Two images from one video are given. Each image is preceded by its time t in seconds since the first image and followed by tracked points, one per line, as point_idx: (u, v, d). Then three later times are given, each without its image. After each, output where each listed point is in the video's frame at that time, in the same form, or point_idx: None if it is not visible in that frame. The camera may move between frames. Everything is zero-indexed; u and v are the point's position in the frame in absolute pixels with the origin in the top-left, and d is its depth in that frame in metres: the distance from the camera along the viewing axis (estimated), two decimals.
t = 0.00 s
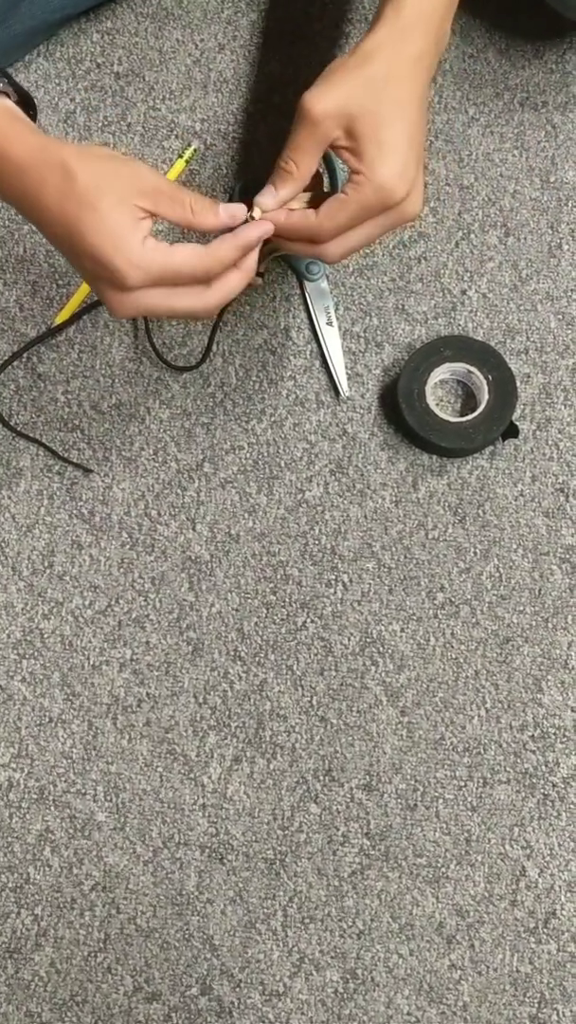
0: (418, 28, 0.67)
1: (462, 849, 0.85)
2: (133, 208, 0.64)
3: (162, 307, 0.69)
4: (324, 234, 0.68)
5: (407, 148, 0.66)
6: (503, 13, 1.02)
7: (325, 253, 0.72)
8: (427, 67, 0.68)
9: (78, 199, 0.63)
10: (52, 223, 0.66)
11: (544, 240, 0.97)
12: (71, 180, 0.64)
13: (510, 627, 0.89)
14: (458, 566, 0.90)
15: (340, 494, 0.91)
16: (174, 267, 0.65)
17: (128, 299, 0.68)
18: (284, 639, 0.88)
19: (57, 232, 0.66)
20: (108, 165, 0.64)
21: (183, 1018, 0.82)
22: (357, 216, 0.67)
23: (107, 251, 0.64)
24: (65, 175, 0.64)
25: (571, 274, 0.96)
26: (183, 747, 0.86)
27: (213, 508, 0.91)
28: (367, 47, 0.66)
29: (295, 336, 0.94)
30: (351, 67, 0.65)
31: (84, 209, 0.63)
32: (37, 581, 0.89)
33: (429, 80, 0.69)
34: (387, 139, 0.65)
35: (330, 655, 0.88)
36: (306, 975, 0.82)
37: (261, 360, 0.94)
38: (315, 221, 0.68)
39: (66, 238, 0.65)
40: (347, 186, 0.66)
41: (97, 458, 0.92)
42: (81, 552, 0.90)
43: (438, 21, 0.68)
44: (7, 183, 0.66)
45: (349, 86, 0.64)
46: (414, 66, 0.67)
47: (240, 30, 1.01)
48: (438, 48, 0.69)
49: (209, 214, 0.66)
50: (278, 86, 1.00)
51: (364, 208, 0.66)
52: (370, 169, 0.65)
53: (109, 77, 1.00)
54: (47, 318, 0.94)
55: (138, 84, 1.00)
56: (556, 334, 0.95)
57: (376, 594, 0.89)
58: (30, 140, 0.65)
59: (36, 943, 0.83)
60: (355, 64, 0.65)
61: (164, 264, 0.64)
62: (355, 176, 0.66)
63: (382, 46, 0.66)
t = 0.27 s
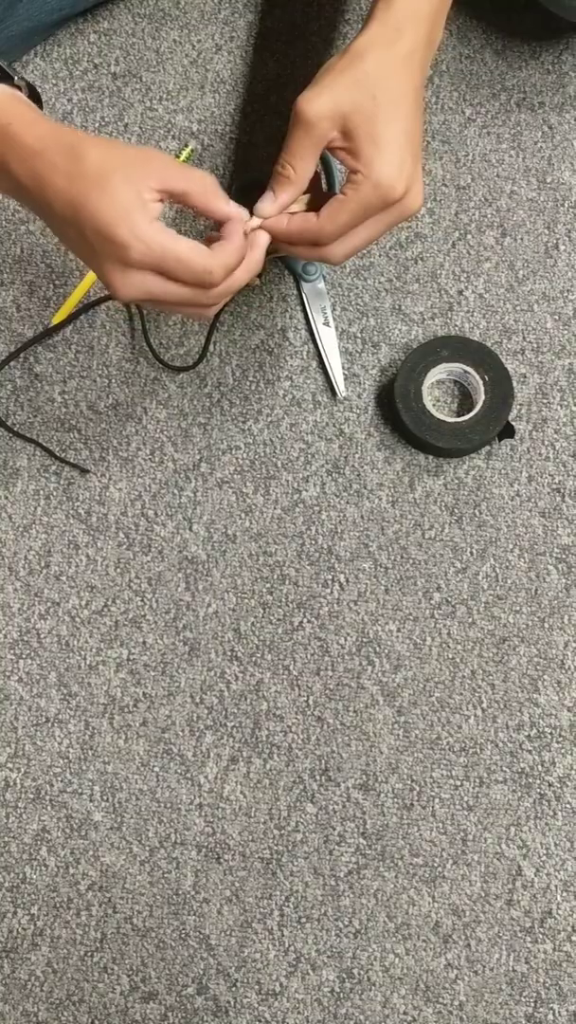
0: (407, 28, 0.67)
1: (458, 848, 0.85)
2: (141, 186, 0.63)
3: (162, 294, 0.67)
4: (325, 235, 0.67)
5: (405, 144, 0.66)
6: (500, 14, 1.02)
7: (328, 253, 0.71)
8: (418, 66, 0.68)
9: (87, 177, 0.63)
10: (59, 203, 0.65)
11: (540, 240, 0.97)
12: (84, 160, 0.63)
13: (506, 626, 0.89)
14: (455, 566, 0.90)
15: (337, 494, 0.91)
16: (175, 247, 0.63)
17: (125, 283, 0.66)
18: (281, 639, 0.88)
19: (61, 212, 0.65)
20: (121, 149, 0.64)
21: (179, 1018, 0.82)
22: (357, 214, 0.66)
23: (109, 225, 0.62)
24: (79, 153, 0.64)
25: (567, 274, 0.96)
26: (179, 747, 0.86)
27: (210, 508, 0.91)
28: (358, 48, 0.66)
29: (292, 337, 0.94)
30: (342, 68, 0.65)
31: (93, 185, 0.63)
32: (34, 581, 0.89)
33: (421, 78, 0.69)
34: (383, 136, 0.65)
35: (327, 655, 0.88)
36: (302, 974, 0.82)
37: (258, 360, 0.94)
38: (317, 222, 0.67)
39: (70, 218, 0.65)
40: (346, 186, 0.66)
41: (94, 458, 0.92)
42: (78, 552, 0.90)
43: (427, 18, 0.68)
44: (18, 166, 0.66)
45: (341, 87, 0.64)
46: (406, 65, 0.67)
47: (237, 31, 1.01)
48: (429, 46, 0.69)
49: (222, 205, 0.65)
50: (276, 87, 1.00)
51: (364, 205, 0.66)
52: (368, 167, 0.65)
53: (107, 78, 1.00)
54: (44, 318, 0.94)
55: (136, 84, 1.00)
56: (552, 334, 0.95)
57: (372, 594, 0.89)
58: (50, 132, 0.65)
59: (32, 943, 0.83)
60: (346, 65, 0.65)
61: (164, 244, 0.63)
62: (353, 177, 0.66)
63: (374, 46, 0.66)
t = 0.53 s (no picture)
0: (403, 26, 0.67)
1: (457, 849, 0.85)
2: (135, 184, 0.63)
3: (150, 292, 0.67)
4: (329, 235, 0.67)
5: (405, 142, 0.66)
6: (499, 15, 1.03)
7: (331, 253, 0.71)
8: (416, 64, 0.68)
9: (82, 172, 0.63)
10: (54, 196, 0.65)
11: (539, 241, 0.97)
12: (83, 155, 0.64)
13: (505, 627, 0.89)
14: (454, 567, 0.90)
15: (336, 494, 0.91)
16: (162, 246, 0.63)
17: (112, 279, 0.66)
18: (280, 639, 0.88)
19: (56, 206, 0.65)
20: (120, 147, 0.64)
21: (178, 1019, 0.82)
22: (360, 214, 0.67)
23: (98, 220, 0.62)
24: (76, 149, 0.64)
25: (566, 275, 0.96)
26: (178, 747, 0.86)
27: (209, 509, 0.91)
28: (355, 46, 0.66)
29: (291, 337, 0.94)
30: (340, 67, 0.65)
31: (86, 182, 0.63)
32: (33, 581, 0.89)
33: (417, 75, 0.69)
34: (383, 135, 0.65)
35: (326, 656, 0.88)
36: (301, 975, 0.82)
37: (257, 360, 0.94)
38: (320, 222, 0.67)
39: (64, 211, 0.65)
40: (347, 186, 0.66)
41: (93, 459, 0.92)
42: (77, 552, 0.90)
43: (422, 16, 0.68)
44: (19, 159, 0.67)
45: (340, 86, 0.64)
46: (404, 62, 0.67)
47: (236, 31, 1.01)
48: (425, 44, 0.69)
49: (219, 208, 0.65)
50: (275, 87, 1.00)
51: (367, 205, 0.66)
52: (369, 167, 0.65)
53: (106, 78, 1.00)
54: (44, 319, 0.94)
55: (135, 85, 1.00)
56: (551, 335, 0.95)
57: (371, 594, 0.89)
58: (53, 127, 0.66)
59: (31, 943, 0.83)
60: (344, 65, 0.65)
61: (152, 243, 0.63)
62: (354, 176, 0.66)
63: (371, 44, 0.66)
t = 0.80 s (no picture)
0: (406, 27, 0.67)
1: (457, 848, 0.85)
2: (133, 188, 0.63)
3: (159, 294, 0.68)
4: (329, 235, 0.67)
5: (407, 144, 0.66)
6: (499, 15, 1.03)
7: (332, 253, 0.71)
8: (418, 66, 0.68)
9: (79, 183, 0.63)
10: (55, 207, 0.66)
11: (539, 241, 0.97)
12: (76, 165, 0.64)
13: (505, 626, 0.89)
14: (454, 566, 0.90)
15: (336, 494, 0.92)
16: (167, 249, 0.63)
17: (123, 283, 0.67)
18: (280, 639, 0.88)
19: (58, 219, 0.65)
20: (111, 150, 0.64)
21: (179, 1018, 0.82)
22: (361, 215, 0.67)
23: (101, 231, 0.63)
24: (69, 159, 0.64)
25: (566, 275, 0.97)
26: (179, 747, 0.86)
27: (209, 508, 0.91)
28: (358, 48, 0.66)
29: (291, 337, 0.94)
30: (342, 68, 0.65)
31: (84, 193, 0.63)
32: (34, 581, 0.89)
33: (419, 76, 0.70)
34: (385, 136, 0.65)
35: (326, 655, 0.88)
36: (301, 974, 0.83)
37: (257, 360, 0.94)
38: (320, 224, 0.67)
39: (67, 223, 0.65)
40: (349, 187, 0.66)
41: (93, 459, 0.92)
42: (78, 552, 0.90)
43: (424, 16, 0.68)
44: (14, 171, 0.66)
45: (343, 88, 0.64)
46: (406, 64, 0.67)
47: (236, 32, 1.01)
48: (428, 45, 0.69)
49: (217, 205, 0.64)
50: (275, 88, 1.00)
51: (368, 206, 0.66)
52: (371, 168, 0.66)
53: (106, 78, 1.01)
54: (44, 319, 0.94)
55: (135, 85, 1.00)
56: (551, 335, 0.95)
57: (371, 594, 0.90)
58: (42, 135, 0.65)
59: (32, 942, 0.83)
60: (346, 66, 0.65)
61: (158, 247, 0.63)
62: (355, 177, 0.66)
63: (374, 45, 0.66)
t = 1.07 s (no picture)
0: (416, 33, 0.67)
1: (457, 848, 0.85)
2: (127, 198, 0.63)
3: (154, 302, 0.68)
4: (337, 242, 0.68)
5: (417, 152, 0.66)
6: (499, 15, 1.03)
7: (337, 258, 0.71)
8: (427, 72, 0.68)
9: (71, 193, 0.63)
10: (46, 218, 0.65)
11: (539, 242, 0.97)
12: (67, 174, 0.63)
13: (505, 627, 0.89)
14: (454, 567, 0.90)
15: (336, 494, 0.92)
16: (164, 259, 0.63)
17: (116, 294, 0.67)
18: (281, 639, 0.88)
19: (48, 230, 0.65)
20: (103, 159, 0.64)
21: (179, 1018, 0.82)
22: (371, 222, 0.67)
23: (95, 242, 0.63)
24: (60, 171, 0.64)
25: (566, 276, 0.97)
26: (179, 747, 0.86)
27: (210, 509, 0.91)
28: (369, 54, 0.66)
29: (291, 337, 0.94)
30: (354, 76, 0.65)
31: (77, 206, 0.63)
32: (34, 582, 0.89)
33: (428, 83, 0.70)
34: (395, 144, 0.65)
35: (326, 655, 0.88)
36: (301, 975, 0.83)
37: (258, 360, 0.94)
38: (328, 230, 0.67)
39: (59, 234, 0.65)
40: (358, 194, 0.66)
41: (93, 459, 0.92)
42: (78, 552, 0.90)
43: (435, 21, 0.68)
44: (5, 183, 0.66)
45: (354, 95, 0.64)
46: (416, 72, 0.67)
47: (236, 32, 1.02)
48: (436, 51, 0.69)
49: (210, 210, 0.64)
50: (275, 88, 1.00)
51: (377, 214, 0.66)
52: (380, 176, 0.66)
53: (106, 79, 1.01)
54: (44, 319, 0.94)
55: (135, 85, 1.00)
56: (551, 335, 0.95)
57: (371, 594, 0.90)
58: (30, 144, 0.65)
59: (32, 943, 0.83)
60: (358, 72, 0.65)
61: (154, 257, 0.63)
62: (364, 184, 0.66)
63: (385, 53, 0.66)
